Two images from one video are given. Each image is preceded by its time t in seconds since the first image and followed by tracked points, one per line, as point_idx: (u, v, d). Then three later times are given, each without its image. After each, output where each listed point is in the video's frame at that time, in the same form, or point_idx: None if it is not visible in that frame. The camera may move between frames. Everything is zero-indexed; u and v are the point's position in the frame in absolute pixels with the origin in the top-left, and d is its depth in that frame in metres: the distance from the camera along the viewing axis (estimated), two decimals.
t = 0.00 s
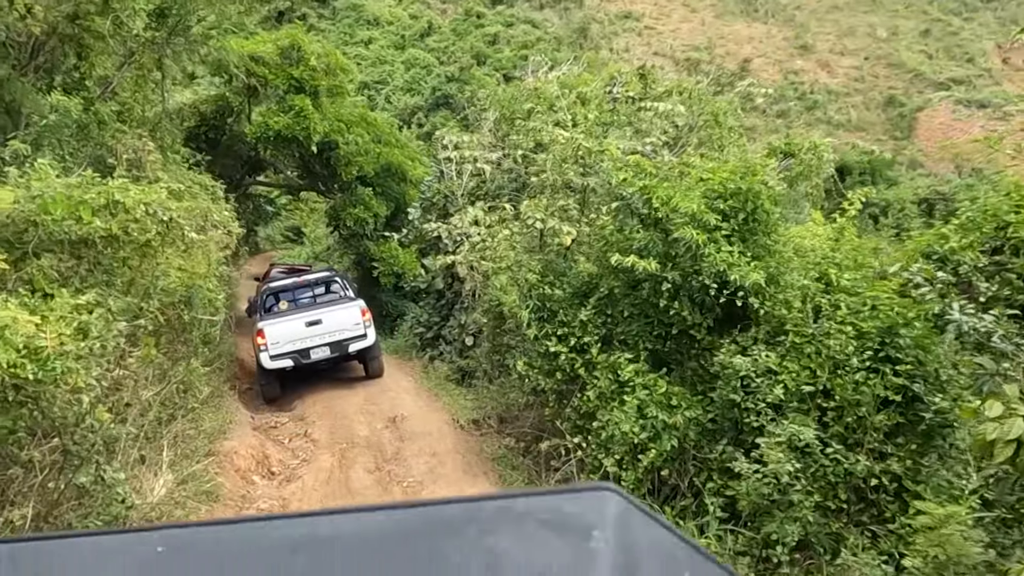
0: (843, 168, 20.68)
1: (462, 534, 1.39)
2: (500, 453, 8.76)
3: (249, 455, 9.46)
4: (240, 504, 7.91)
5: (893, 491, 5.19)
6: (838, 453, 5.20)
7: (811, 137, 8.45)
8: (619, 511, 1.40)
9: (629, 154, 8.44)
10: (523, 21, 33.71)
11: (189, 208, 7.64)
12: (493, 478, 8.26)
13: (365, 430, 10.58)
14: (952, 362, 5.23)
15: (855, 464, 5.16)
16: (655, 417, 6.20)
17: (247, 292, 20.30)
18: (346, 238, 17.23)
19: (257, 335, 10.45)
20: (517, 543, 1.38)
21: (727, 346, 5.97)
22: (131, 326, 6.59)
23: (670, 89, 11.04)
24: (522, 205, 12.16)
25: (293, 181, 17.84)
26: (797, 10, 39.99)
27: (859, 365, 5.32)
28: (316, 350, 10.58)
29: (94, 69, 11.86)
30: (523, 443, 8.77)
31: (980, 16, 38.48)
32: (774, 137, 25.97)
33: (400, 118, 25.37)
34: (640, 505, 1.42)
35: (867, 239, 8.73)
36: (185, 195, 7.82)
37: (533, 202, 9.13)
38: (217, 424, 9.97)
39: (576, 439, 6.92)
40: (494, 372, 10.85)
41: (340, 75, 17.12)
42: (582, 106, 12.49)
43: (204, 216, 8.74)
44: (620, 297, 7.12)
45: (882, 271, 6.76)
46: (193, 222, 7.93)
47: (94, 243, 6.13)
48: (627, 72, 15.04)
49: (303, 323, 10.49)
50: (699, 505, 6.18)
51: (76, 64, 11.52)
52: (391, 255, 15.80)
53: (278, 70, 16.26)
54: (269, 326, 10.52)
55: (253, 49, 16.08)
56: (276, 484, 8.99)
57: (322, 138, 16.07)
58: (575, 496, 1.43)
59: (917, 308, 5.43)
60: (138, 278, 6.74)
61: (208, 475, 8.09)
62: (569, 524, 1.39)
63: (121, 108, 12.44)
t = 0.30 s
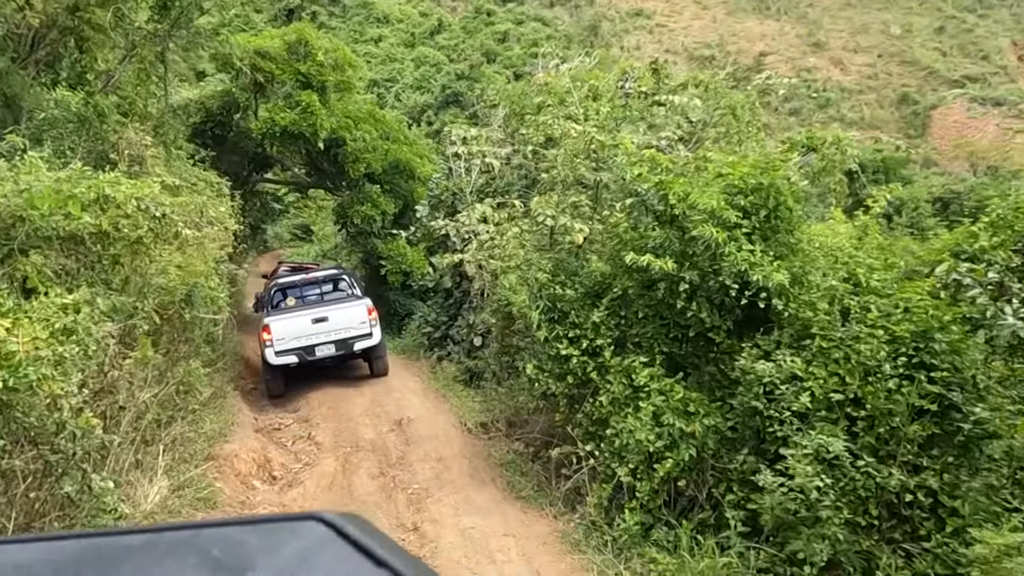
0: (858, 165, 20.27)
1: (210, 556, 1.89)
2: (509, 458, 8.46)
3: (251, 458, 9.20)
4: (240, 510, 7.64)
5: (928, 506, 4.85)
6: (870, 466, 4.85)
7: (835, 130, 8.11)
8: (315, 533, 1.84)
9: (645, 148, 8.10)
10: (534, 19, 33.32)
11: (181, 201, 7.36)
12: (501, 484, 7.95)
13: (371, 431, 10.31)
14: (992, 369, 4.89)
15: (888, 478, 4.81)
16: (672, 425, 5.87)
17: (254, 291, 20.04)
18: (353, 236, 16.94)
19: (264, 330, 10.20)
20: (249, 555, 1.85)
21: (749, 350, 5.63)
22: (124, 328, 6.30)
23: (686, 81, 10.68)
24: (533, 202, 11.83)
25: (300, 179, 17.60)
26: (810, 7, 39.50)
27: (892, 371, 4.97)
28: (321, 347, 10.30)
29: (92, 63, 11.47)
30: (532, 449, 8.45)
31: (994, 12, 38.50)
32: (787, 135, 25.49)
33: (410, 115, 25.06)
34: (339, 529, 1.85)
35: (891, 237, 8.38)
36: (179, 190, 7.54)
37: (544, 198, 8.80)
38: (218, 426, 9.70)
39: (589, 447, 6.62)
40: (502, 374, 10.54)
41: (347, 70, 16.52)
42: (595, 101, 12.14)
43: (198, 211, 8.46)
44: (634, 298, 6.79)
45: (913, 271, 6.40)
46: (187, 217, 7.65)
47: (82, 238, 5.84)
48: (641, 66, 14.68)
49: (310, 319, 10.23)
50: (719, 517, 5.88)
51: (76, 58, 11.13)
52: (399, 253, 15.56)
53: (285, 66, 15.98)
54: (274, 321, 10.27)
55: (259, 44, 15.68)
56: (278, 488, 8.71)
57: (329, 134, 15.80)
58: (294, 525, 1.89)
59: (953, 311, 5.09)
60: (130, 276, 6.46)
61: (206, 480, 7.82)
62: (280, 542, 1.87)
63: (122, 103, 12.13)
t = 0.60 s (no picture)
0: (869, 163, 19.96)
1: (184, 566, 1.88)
2: (518, 463, 8.23)
3: (255, 463, 8.97)
4: (243, 519, 7.41)
5: (966, 519, 4.58)
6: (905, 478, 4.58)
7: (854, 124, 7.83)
8: (290, 541, 1.85)
9: (659, 144, 7.83)
10: (538, 18, 33.02)
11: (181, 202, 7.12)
12: (511, 491, 7.71)
13: (377, 435, 10.09)
14: None
15: (923, 490, 4.56)
16: (691, 432, 5.62)
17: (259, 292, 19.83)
18: (358, 236, 16.71)
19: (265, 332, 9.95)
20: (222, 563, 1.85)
21: (772, 354, 5.37)
22: (124, 333, 6.08)
23: (698, 76, 10.40)
24: (542, 201, 11.58)
25: (305, 177, 17.38)
26: (817, 4, 39.12)
27: (926, 376, 4.72)
28: (326, 348, 10.06)
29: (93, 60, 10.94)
30: (543, 454, 8.22)
31: (1006, 7, 37.64)
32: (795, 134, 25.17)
33: (415, 115, 24.82)
34: (313, 538, 1.86)
35: (911, 235, 8.12)
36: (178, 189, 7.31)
37: (555, 196, 8.52)
38: (221, 430, 9.48)
39: (603, 455, 6.37)
40: (511, 376, 10.30)
41: (352, 68, 16.31)
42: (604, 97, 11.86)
43: (196, 210, 8.23)
44: (650, 299, 6.52)
45: (940, 270, 6.13)
46: (185, 217, 7.41)
47: (77, 241, 5.65)
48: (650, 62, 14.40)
49: (312, 320, 9.99)
50: (740, 527, 5.66)
51: (74, 57, 10.84)
52: (405, 253, 15.34)
53: (290, 63, 15.70)
54: (277, 322, 10.03)
55: (263, 42, 15.54)
56: (281, 495, 8.48)
57: (334, 133, 15.54)
58: (270, 535, 1.90)
59: (988, 312, 4.82)
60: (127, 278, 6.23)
61: (208, 488, 7.59)
62: (255, 552, 1.86)
63: (122, 100, 11.81)
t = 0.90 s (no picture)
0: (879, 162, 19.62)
1: (160, 520, 1.62)
2: (527, 468, 7.98)
3: (257, 468, 8.75)
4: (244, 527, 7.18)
5: (1006, 532, 4.32)
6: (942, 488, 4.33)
7: (875, 117, 7.55)
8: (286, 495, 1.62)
9: (672, 139, 7.56)
10: (543, 16, 32.72)
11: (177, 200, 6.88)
12: (520, 497, 7.47)
13: (382, 438, 9.86)
14: None
15: (962, 501, 4.29)
16: (710, 438, 5.37)
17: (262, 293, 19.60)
18: (362, 236, 16.48)
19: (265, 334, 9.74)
20: (208, 516, 1.60)
21: (795, 356, 5.12)
22: (118, 336, 5.86)
23: (710, 69, 10.11)
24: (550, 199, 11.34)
25: (310, 177, 17.19)
26: (824, 1, 38.72)
27: (963, 380, 4.46)
28: (327, 350, 9.85)
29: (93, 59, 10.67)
30: (552, 458, 7.91)
31: (1014, 4, 37.09)
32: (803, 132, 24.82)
33: (420, 115, 24.58)
34: (319, 495, 1.64)
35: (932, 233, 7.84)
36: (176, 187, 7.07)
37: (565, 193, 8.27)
38: (223, 435, 9.24)
39: (617, 462, 6.14)
40: (519, 378, 10.04)
41: (356, 66, 16.06)
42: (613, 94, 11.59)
43: (192, 209, 7.98)
44: (664, 300, 6.27)
45: (970, 267, 5.85)
46: (180, 215, 7.17)
47: (68, 240, 5.45)
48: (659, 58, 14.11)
49: (313, 322, 9.78)
50: (762, 537, 5.41)
51: (74, 54, 10.61)
52: (410, 253, 15.11)
53: (293, 62, 15.41)
54: (277, 325, 9.81)
55: (266, 39, 15.35)
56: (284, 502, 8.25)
57: (338, 132, 15.30)
58: (267, 486, 1.67)
59: None
60: (119, 277, 5.99)
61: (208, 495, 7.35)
62: (250, 505, 1.63)
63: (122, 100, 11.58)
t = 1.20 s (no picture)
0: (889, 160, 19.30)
1: None
2: (532, 472, 7.78)
3: (256, 471, 8.57)
4: (242, 533, 6.99)
5: None
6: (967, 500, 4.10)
7: (890, 112, 7.31)
8: (74, 512, 1.54)
9: (681, 134, 7.33)
10: (548, 14, 32.46)
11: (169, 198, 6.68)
12: (524, 502, 7.27)
13: (384, 441, 9.68)
14: None
15: (989, 514, 4.06)
16: (721, 444, 5.15)
17: (265, 292, 19.46)
18: (365, 236, 16.28)
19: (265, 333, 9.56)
20: None
21: (811, 359, 4.90)
22: (110, 339, 5.67)
23: (719, 63, 9.87)
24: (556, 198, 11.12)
25: (314, 177, 17.00)
26: None
27: (990, 386, 4.23)
28: (327, 347, 9.66)
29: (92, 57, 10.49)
30: (557, 461, 7.70)
31: None
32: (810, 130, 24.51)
33: (425, 114, 24.37)
34: (83, 511, 1.55)
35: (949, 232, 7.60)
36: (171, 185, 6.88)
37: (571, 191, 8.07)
38: (222, 437, 9.06)
39: (624, 468, 5.94)
40: (524, 379, 9.83)
41: (360, 63, 15.86)
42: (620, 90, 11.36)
43: (184, 208, 7.78)
44: (673, 300, 6.06)
45: (991, 266, 5.63)
46: (171, 214, 6.98)
47: (53, 238, 5.28)
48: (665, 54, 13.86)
49: (313, 319, 9.60)
50: (774, 548, 5.21)
51: (74, 52, 10.46)
52: (414, 252, 14.92)
53: (296, 60, 15.24)
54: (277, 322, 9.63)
55: (268, 37, 15.11)
56: (284, 507, 8.06)
57: (341, 130, 15.11)
58: (38, 500, 1.59)
59: None
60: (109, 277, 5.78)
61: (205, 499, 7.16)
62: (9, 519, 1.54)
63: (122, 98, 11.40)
